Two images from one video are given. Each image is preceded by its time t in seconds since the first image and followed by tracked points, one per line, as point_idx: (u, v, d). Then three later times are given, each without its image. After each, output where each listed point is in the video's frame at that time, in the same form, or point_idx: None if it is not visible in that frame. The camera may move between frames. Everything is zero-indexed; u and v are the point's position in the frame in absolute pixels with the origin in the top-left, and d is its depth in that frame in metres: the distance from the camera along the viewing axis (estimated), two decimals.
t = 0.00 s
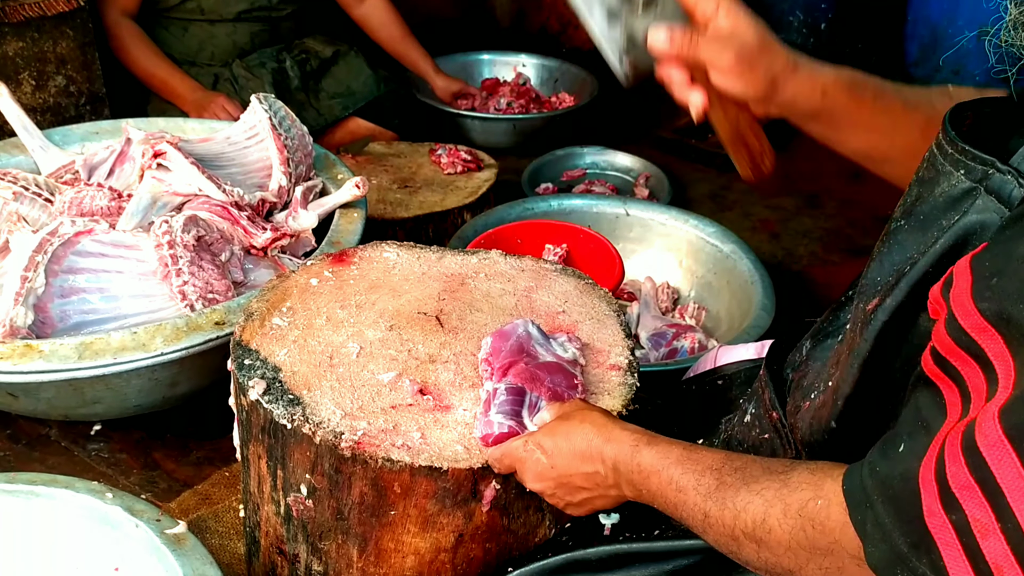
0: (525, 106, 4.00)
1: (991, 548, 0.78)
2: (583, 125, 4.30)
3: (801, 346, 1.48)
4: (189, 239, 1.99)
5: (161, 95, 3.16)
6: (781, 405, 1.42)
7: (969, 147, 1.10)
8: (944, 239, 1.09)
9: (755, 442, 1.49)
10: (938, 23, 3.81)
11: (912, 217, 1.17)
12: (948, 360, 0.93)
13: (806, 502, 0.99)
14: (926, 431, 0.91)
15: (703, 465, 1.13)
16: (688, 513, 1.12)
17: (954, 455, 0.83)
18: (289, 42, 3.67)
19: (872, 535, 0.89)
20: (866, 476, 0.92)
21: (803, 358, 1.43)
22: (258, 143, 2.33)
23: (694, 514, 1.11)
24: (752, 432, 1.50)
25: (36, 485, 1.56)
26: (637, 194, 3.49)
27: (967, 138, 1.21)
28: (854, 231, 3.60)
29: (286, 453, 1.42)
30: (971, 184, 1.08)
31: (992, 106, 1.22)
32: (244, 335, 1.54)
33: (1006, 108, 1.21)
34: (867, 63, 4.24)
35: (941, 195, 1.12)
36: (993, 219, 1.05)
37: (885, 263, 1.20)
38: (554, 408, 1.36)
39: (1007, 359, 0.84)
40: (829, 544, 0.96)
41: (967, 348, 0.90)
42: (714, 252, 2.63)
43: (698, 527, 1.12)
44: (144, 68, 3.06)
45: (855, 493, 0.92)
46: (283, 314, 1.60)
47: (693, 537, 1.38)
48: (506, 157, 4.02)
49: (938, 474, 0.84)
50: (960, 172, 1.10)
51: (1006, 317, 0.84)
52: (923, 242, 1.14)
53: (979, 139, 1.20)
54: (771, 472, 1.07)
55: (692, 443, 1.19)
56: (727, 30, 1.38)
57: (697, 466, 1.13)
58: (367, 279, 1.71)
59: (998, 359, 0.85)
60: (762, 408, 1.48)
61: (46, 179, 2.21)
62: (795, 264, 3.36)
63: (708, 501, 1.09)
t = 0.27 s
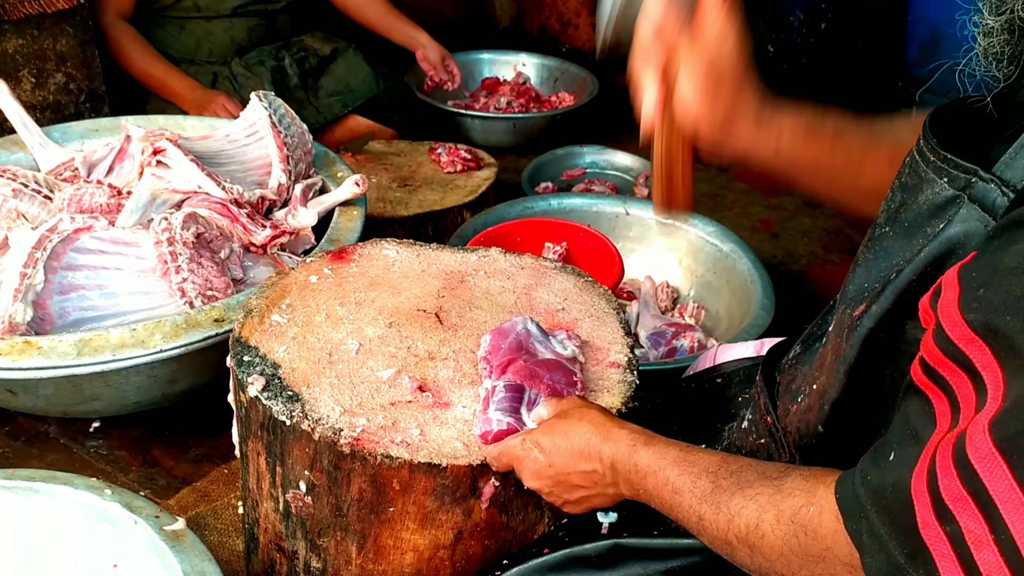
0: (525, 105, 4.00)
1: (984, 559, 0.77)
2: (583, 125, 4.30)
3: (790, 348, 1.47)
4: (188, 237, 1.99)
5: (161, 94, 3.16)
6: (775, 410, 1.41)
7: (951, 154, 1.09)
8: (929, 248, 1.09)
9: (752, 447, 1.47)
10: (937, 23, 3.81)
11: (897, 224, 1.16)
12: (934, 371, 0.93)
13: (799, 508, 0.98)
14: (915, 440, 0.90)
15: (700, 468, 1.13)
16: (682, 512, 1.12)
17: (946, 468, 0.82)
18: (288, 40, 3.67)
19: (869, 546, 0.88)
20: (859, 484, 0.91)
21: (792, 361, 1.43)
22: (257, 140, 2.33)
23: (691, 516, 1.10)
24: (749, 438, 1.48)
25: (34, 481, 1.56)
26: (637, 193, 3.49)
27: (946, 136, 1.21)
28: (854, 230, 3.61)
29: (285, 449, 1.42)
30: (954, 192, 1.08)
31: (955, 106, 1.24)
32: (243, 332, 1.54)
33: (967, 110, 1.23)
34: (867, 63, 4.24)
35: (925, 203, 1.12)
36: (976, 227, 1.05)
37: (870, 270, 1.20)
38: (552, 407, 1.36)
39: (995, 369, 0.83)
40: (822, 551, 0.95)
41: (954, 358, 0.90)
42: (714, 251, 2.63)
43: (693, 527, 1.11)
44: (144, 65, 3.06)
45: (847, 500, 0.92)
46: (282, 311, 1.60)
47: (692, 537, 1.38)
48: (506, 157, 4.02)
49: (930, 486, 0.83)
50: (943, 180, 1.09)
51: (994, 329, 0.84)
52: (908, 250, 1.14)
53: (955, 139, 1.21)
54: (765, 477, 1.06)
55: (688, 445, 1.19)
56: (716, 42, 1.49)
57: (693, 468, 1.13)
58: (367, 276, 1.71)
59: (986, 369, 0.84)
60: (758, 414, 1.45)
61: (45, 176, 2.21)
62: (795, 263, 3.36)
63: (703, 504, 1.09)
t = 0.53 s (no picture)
0: (525, 105, 4.00)
1: (988, 566, 0.78)
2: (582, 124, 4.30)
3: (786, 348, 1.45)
4: (188, 234, 1.98)
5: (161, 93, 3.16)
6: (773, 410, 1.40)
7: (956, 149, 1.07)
8: (931, 245, 1.07)
9: (749, 448, 1.47)
10: (936, 24, 3.82)
11: (900, 221, 1.13)
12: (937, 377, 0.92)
13: (792, 517, 0.99)
14: (915, 443, 0.90)
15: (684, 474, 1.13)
16: (675, 525, 1.12)
17: (953, 473, 0.82)
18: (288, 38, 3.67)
19: (866, 551, 0.89)
20: (856, 487, 0.92)
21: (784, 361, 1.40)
22: (257, 139, 2.33)
23: (684, 523, 1.10)
24: (746, 438, 1.48)
25: (33, 479, 1.56)
26: (636, 192, 3.50)
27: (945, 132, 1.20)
28: (853, 231, 3.61)
29: (284, 447, 1.42)
30: (959, 187, 1.05)
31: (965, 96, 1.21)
32: (241, 330, 1.54)
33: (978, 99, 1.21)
34: (866, 64, 4.25)
35: (929, 199, 1.09)
36: (980, 223, 1.03)
37: (873, 267, 1.17)
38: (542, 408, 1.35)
39: (1001, 371, 0.83)
40: (816, 560, 0.96)
41: (959, 359, 0.89)
42: (712, 251, 2.64)
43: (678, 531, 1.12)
44: (143, 64, 3.06)
45: (845, 503, 0.93)
46: (280, 309, 1.60)
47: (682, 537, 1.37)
48: (505, 156, 4.02)
49: (934, 491, 0.84)
50: (949, 175, 1.07)
51: (1001, 331, 0.84)
52: (910, 247, 1.11)
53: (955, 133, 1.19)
54: (755, 486, 1.06)
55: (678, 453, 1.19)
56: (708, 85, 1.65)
57: (682, 477, 1.13)
58: (365, 274, 1.71)
59: (987, 384, 0.84)
60: (757, 413, 1.45)
61: (44, 175, 2.21)
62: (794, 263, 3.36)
63: (694, 515, 1.09)
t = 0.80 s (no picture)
0: (524, 105, 4.01)
1: None
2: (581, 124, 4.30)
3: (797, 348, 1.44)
4: (186, 234, 1.98)
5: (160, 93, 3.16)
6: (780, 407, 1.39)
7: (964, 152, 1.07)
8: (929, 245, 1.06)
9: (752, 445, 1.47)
10: (935, 24, 3.82)
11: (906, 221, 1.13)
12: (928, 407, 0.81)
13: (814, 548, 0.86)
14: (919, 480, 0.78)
15: (706, 443, 0.96)
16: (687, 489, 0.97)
17: (961, 514, 0.73)
18: (287, 38, 3.67)
19: None
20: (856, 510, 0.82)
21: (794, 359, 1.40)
22: (256, 139, 2.33)
23: (699, 496, 0.94)
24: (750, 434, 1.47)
25: (31, 478, 1.57)
26: (634, 192, 3.50)
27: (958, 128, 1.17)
28: (851, 230, 3.61)
29: (282, 446, 1.42)
30: (963, 188, 1.05)
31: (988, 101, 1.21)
32: (240, 329, 1.54)
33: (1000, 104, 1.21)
34: (865, 64, 4.25)
35: (936, 200, 1.09)
36: (978, 224, 1.01)
37: (879, 264, 1.16)
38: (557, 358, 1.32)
39: (1001, 406, 0.72)
40: None
41: (956, 395, 0.77)
42: (711, 250, 2.64)
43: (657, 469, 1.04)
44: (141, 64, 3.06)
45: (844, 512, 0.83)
46: (279, 308, 1.60)
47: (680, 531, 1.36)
48: (504, 156, 4.02)
49: (946, 533, 0.74)
50: (954, 176, 1.07)
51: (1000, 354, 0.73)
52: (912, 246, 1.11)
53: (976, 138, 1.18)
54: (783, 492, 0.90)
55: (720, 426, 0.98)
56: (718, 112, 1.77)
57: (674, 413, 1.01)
58: (364, 274, 1.71)
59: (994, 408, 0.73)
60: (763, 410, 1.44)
61: (43, 174, 2.21)
62: (793, 263, 3.37)
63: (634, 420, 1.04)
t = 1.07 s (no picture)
0: (523, 107, 4.01)
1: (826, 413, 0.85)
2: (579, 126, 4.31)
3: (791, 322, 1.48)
4: (185, 237, 1.99)
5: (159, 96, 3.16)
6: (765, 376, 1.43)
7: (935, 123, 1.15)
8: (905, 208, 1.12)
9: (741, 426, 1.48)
10: (933, 25, 3.83)
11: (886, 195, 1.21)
12: (789, 356, 0.89)
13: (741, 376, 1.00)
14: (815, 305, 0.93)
15: (701, 315, 1.10)
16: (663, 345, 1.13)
17: (811, 324, 0.87)
18: (285, 40, 3.67)
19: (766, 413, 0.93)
20: (749, 328, 0.96)
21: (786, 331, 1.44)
22: (254, 142, 2.33)
23: (671, 344, 1.11)
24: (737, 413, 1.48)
25: (31, 482, 1.57)
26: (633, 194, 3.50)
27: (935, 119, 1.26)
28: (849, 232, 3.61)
29: (281, 449, 1.42)
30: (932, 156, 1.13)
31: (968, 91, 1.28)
32: (238, 332, 1.54)
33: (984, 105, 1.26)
34: (863, 65, 4.26)
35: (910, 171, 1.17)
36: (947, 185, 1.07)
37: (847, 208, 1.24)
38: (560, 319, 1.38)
39: (874, 251, 0.85)
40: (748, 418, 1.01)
41: (851, 231, 0.90)
42: (709, 252, 2.64)
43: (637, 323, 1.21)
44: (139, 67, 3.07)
45: (738, 338, 0.98)
46: (278, 312, 1.61)
47: (663, 513, 1.33)
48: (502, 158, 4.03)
49: (799, 360, 0.88)
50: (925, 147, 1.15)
51: (888, 215, 0.85)
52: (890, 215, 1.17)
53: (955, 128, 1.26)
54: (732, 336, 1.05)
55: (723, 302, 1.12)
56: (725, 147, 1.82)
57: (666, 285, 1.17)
58: (362, 277, 1.72)
59: (857, 362, 0.82)
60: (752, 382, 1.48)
61: (43, 177, 2.21)
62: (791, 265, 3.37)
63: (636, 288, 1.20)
